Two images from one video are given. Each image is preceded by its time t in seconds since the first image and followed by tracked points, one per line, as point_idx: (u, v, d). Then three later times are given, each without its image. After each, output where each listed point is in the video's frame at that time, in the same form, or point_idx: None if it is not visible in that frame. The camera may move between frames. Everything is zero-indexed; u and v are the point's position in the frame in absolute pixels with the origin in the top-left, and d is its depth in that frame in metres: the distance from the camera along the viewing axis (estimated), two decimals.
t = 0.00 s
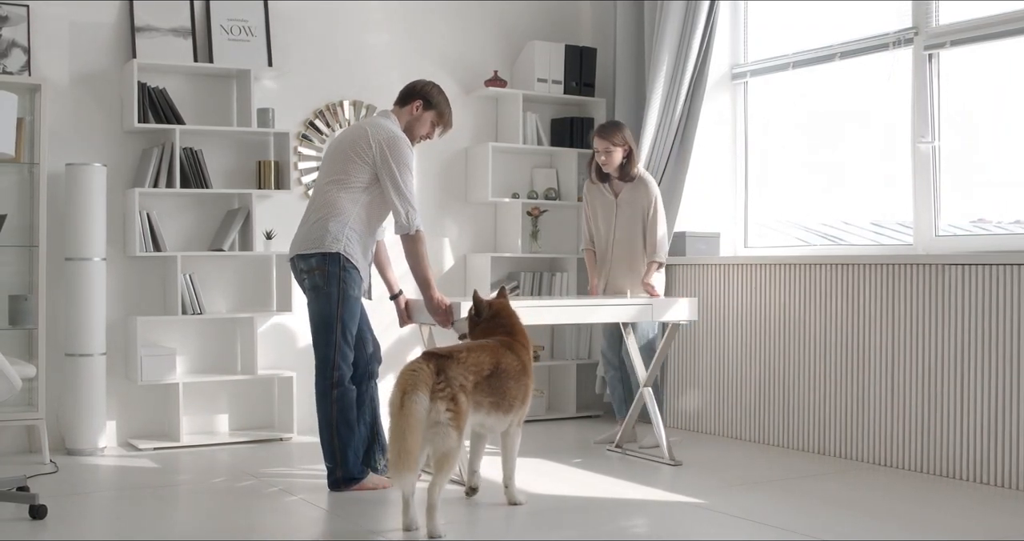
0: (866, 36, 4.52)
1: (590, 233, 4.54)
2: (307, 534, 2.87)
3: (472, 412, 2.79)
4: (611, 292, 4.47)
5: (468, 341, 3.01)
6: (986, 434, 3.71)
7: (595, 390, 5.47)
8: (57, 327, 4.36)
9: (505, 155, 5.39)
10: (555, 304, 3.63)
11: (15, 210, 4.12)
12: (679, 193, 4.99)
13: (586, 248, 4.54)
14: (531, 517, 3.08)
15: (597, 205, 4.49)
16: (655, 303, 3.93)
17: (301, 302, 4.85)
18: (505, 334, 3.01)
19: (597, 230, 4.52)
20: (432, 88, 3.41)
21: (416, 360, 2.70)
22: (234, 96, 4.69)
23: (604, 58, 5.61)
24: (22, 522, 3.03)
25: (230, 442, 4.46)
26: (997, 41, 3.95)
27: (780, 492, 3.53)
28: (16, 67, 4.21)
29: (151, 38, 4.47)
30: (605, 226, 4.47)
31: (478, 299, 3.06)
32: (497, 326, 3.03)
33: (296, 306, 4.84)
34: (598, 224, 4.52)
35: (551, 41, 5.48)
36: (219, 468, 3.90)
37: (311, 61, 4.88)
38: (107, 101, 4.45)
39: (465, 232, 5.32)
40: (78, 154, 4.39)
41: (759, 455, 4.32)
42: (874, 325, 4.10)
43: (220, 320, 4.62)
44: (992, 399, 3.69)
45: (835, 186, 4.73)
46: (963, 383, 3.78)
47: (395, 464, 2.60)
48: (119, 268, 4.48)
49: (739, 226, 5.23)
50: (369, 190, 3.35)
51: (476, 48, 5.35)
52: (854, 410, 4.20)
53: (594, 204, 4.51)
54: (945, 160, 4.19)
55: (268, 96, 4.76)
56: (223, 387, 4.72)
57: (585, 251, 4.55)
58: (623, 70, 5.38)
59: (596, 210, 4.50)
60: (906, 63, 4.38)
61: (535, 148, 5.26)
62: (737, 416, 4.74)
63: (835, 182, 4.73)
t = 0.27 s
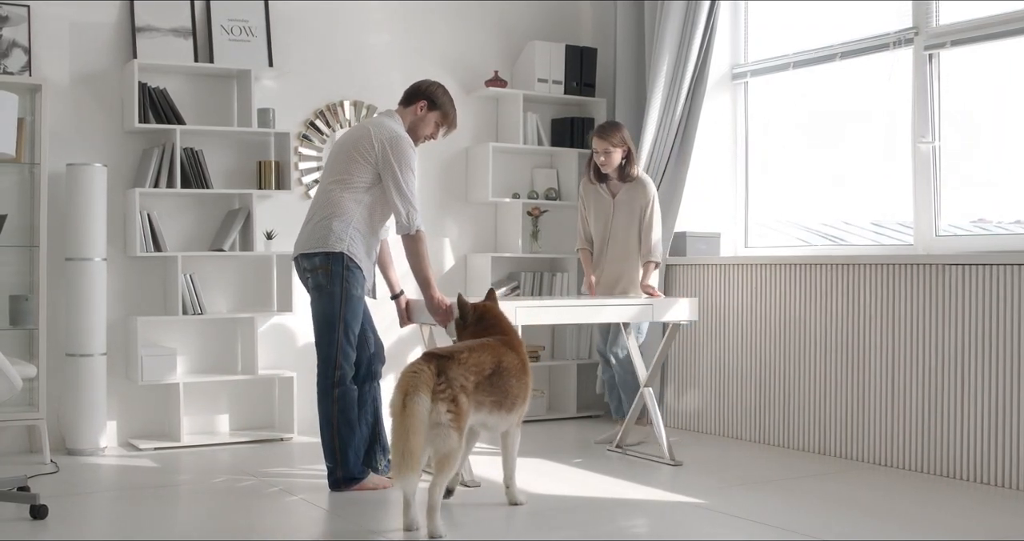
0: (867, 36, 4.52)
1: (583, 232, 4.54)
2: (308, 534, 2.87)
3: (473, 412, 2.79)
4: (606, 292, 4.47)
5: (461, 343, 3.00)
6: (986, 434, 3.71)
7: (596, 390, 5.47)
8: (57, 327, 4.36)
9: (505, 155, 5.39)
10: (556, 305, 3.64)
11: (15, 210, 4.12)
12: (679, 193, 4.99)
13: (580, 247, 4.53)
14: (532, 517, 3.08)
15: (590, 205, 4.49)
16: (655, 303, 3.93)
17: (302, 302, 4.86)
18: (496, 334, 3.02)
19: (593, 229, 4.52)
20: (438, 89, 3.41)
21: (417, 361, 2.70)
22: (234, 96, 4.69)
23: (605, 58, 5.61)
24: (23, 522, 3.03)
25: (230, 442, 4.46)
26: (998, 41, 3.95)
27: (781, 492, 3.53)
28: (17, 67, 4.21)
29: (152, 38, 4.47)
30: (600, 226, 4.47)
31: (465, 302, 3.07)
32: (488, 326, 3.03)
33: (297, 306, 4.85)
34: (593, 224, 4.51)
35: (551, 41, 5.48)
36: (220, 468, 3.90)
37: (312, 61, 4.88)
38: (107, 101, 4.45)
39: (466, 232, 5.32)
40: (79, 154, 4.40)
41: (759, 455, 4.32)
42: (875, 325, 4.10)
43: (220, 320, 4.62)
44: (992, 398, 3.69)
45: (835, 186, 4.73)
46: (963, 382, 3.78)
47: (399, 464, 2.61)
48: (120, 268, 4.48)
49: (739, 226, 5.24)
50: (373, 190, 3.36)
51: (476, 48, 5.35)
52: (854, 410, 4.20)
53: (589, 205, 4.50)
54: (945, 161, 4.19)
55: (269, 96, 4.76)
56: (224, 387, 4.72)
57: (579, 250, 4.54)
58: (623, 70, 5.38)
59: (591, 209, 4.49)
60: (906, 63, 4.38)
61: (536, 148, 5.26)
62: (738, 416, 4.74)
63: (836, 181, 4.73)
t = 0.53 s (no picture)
0: (867, 36, 4.52)
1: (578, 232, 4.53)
2: (309, 534, 2.87)
3: (473, 413, 2.80)
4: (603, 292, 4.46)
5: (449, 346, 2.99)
6: (987, 434, 3.71)
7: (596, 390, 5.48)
8: (58, 327, 4.36)
9: (505, 155, 5.39)
10: (557, 304, 3.64)
11: (16, 210, 4.13)
12: (679, 193, 4.99)
13: (574, 247, 4.52)
14: (532, 517, 3.09)
15: (586, 205, 4.49)
16: (656, 303, 3.93)
17: (304, 302, 4.87)
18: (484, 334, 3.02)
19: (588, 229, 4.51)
20: (446, 89, 3.41)
21: (418, 363, 2.70)
22: (235, 96, 4.69)
23: (605, 58, 5.62)
24: (23, 522, 3.03)
25: (230, 442, 4.46)
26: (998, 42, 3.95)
27: (781, 492, 3.53)
28: (17, 67, 4.21)
29: (152, 38, 4.47)
30: (596, 225, 4.46)
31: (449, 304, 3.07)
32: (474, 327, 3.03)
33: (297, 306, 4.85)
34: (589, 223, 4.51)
35: (551, 41, 5.48)
36: (220, 468, 3.90)
37: (312, 61, 4.88)
38: (108, 101, 4.45)
39: (466, 232, 5.32)
40: (79, 154, 4.40)
41: (759, 455, 4.32)
42: (875, 325, 4.10)
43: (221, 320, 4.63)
44: (992, 398, 3.69)
45: (835, 186, 4.73)
46: (964, 382, 3.79)
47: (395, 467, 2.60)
48: (120, 268, 4.48)
49: (739, 227, 5.24)
50: (377, 190, 3.36)
51: (477, 48, 5.35)
52: (854, 410, 4.20)
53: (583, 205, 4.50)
54: (945, 161, 4.20)
55: (269, 96, 4.76)
56: (224, 387, 4.72)
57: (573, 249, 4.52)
58: (624, 70, 5.38)
59: (586, 209, 4.49)
60: (906, 63, 4.38)
61: (536, 148, 5.26)
62: (738, 416, 4.75)
63: (836, 182, 4.73)
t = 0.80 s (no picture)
0: (868, 36, 4.53)
1: (570, 230, 4.48)
2: (309, 534, 2.87)
3: (473, 414, 2.81)
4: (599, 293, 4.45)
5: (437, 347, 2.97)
6: (986, 434, 3.71)
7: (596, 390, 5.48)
8: (58, 327, 4.37)
9: (506, 155, 5.39)
10: (557, 305, 3.64)
11: (16, 211, 4.13)
12: (679, 193, 4.99)
13: (568, 246, 4.47)
14: (532, 517, 3.09)
15: (580, 202, 4.46)
16: (657, 302, 3.93)
17: (304, 302, 4.89)
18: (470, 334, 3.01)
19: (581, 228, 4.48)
20: (454, 90, 3.40)
21: (424, 365, 2.68)
22: (235, 96, 4.69)
23: (605, 58, 5.62)
24: (24, 522, 3.03)
25: (231, 442, 4.47)
26: (998, 42, 3.95)
27: (781, 493, 3.53)
28: (18, 67, 4.22)
29: (153, 39, 4.48)
30: (591, 225, 4.44)
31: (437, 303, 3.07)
32: (461, 326, 3.03)
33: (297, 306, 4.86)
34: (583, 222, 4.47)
35: (552, 42, 5.49)
36: (221, 468, 3.90)
37: (312, 61, 4.88)
38: (108, 101, 4.45)
39: (466, 232, 5.32)
40: (79, 154, 4.40)
41: (759, 454, 4.33)
42: (874, 325, 4.10)
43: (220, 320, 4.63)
44: (992, 398, 3.69)
45: (835, 186, 4.73)
46: (963, 383, 3.79)
47: (393, 469, 2.58)
48: (120, 268, 4.49)
49: (739, 227, 5.24)
50: (381, 189, 3.36)
51: (477, 48, 5.35)
52: (854, 410, 4.20)
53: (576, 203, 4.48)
54: (945, 161, 4.20)
55: (270, 97, 4.76)
56: (224, 387, 4.72)
57: (567, 249, 4.47)
58: (624, 70, 5.38)
59: (581, 208, 4.47)
60: (905, 64, 4.38)
61: (536, 148, 5.27)
62: (738, 416, 4.75)
63: (836, 181, 4.73)
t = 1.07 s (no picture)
0: (868, 36, 4.53)
1: (562, 231, 4.48)
2: (309, 534, 2.87)
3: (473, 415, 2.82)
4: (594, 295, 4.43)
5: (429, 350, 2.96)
6: (987, 434, 3.71)
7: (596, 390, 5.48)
8: (59, 327, 4.37)
9: (506, 155, 5.39)
10: (558, 304, 3.64)
11: (16, 211, 4.13)
12: (679, 193, 4.99)
13: (558, 246, 4.48)
14: (532, 517, 3.09)
15: (574, 203, 4.46)
16: (657, 303, 3.93)
17: (305, 303, 4.89)
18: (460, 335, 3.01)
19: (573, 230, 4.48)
20: (461, 89, 3.40)
21: (426, 367, 2.68)
22: (236, 96, 4.69)
23: (606, 59, 5.62)
24: (24, 522, 3.03)
25: (231, 442, 4.47)
26: (998, 42, 3.95)
27: (781, 493, 3.53)
28: (18, 67, 4.22)
29: (154, 39, 4.48)
30: (585, 226, 4.43)
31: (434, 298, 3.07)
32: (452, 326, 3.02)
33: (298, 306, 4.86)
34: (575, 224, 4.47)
35: (552, 42, 5.49)
36: (221, 469, 3.91)
37: (313, 61, 4.88)
38: (109, 102, 4.45)
39: (466, 232, 5.32)
40: (80, 154, 4.40)
41: (759, 454, 4.33)
42: (874, 325, 4.10)
43: (221, 320, 4.62)
44: (992, 398, 3.69)
45: (835, 186, 4.73)
46: (963, 383, 3.79)
47: (399, 473, 2.56)
48: (121, 269, 4.49)
49: (739, 227, 5.25)
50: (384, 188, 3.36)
51: (478, 48, 5.35)
52: (854, 410, 4.20)
53: (569, 204, 4.47)
54: (946, 161, 4.20)
55: (270, 97, 4.77)
56: (224, 387, 4.72)
57: (556, 249, 4.48)
58: (624, 70, 5.38)
59: (573, 210, 4.46)
60: (905, 64, 4.38)
61: (536, 148, 5.27)
62: (738, 416, 4.75)
63: (836, 181, 4.73)
